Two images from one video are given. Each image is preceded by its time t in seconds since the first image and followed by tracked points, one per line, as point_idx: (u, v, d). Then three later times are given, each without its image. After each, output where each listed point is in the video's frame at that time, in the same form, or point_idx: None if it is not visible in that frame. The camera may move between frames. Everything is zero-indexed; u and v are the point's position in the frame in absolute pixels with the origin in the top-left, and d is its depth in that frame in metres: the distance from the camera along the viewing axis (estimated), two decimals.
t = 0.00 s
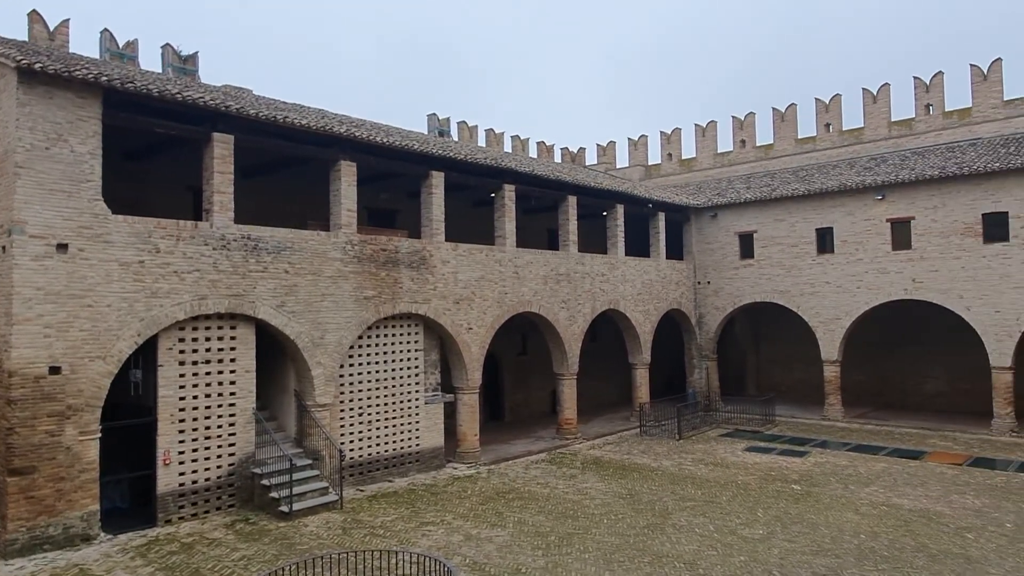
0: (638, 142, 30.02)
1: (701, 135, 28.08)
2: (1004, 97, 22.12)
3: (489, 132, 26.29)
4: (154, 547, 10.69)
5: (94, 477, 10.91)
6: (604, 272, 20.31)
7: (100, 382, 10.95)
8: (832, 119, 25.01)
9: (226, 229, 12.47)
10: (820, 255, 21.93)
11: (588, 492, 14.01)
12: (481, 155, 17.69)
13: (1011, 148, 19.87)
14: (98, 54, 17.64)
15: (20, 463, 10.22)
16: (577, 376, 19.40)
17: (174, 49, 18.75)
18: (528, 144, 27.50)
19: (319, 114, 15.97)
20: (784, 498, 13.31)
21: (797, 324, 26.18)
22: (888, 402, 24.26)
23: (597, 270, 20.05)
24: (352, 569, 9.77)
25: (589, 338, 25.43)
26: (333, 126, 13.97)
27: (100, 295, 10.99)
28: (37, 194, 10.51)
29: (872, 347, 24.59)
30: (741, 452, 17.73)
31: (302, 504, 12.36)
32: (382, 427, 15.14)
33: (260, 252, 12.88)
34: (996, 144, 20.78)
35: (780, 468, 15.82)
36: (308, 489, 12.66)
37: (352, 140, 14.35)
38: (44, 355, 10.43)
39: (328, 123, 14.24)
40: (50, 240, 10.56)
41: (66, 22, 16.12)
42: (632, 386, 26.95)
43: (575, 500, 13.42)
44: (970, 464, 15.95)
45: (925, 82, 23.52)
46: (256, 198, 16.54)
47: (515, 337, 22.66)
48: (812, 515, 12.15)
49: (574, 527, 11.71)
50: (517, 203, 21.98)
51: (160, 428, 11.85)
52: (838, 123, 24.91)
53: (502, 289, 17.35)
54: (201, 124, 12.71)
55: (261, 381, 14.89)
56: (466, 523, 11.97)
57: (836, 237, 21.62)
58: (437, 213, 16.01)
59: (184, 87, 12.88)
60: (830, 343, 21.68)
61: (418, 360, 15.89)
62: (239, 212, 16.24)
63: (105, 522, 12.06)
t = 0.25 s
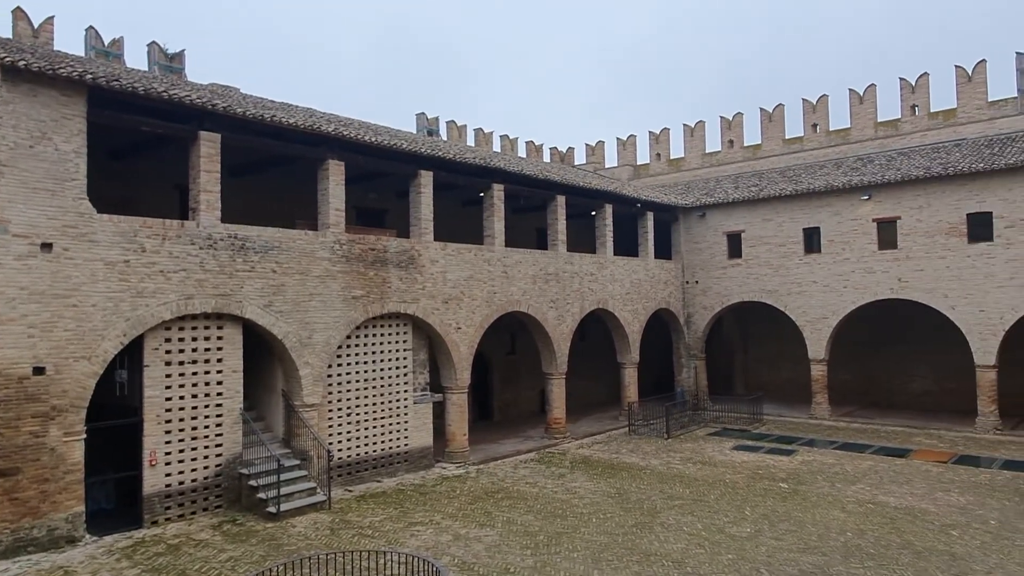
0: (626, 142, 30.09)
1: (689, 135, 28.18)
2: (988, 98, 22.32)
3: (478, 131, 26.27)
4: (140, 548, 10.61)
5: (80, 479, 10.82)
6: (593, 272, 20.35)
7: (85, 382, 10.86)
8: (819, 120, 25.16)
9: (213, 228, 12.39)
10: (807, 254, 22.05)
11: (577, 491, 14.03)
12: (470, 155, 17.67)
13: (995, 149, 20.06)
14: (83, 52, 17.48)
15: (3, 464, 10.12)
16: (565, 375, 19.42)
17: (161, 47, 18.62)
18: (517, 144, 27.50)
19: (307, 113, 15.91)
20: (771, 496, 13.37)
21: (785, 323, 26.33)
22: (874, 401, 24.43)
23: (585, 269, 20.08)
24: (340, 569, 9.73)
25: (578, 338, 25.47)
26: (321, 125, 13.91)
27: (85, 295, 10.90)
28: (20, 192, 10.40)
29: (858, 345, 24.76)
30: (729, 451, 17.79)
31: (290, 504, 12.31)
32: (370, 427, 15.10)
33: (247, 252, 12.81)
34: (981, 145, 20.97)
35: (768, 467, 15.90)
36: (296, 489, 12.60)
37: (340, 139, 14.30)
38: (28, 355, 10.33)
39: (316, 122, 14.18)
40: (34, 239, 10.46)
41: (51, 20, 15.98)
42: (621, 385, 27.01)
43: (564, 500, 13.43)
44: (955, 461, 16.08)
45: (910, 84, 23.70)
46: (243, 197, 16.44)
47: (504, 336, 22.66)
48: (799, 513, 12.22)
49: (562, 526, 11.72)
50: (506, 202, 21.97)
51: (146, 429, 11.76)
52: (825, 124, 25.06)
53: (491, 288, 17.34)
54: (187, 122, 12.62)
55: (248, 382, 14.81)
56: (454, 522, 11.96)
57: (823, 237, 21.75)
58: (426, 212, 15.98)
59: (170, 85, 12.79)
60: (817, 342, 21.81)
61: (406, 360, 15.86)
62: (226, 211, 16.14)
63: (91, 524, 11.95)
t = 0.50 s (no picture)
0: (612, 142, 30.17)
1: (674, 135, 28.31)
2: (968, 100, 22.58)
3: (463, 131, 26.24)
4: (122, 551, 10.51)
5: (60, 481, 10.69)
6: (578, 272, 20.39)
7: (66, 383, 10.73)
8: (803, 121, 25.35)
9: (196, 227, 12.29)
10: (791, 254, 22.21)
11: (563, 491, 14.05)
12: (456, 154, 17.65)
13: (975, 151, 20.30)
14: (64, 49, 17.28)
15: None
16: (551, 375, 19.45)
17: (143, 44, 18.44)
18: (503, 144, 27.50)
19: (291, 112, 15.81)
20: (755, 495, 13.46)
21: (769, 323, 26.52)
22: (856, 399, 24.67)
23: (571, 269, 20.11)
24: (324, 571, 9.69)
25: (564, 338, 25.51)
26: (306, 124, 13.84)
27: (66, 295, 10.77)
28: None
29: (841, 345, 24.99)
30: (714, 450, 17.90)
31: (274, 505, 12.24)
32: (355, 427, 15.05)
33: (231, 252, 12.72)
34: (961, 147, 21.22)
35: (752, 465, 16.01)
36: (280, 490, 12.53)
37: (325, 139, 14.23)
38: (7, 356, 10.19)
39: (301, 121, 14.11)
40: (13, 238, 10.33)
41: (31, 16, 15.78)
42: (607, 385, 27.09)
43: (550, 499, 13.44)
44: (936, 459, 16.26)
45: (893, 85, 23.94)
46: (227, 196, 16.33)
47: (489, 336, 22.65)
48: (783, 511, 12.31)
49: (548, 526, 11.74)
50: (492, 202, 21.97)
51: (128, 430, 11.65)
52: (809, 125, 25.26)
53: (477, 288, 17.33)
54: (170, 121, 12.51)
55: (233, 382, 14.72)
56: (440, 523, 11.94)
57: (806, 237, 21.91)
58: (412, 212, 15.94)
59: (152, 83, 12.67)
60: (801, 342, 21.98)
61: (392, 360, 15.82)
62: (209, 210, 16.01)
63: (71, 526, 11.82)
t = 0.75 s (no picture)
0: (597, 143, 30.24)
1: (659, 136, 28.42)
2: (948, 102, 22.85)
3: (449, 130, 26.19)
4: (101, 553, 10.40)
5: (39, 483, 10.56)
6: (563, 272, 20.42)
7: (45, 384, 10.60)
8: (786, 122, 25.54)
9: (178, 226, 12.18)
10: (774, 255, 22.37)
11: (548, 490, 14.07)
12: (441, 154, 17.61)
13: (954, 152, 20.55)
14: (43, 46, 17.06)
15: None
16: (536, 375, 19.47)
17: (124, 41, 18.25)
18: (488, 143, 27.48)
19: (274, 110, 15.71)
20: (739, 493, 13.55)
21: (752, 322, 26.70)
22: (838, 398, 24.90)
23: (556, 268, 20.14)
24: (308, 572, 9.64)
25: (548, 337, 25.54)
26: (290, 123, 13.75)
27: (45, 294, 10.64)
28: None
29: (824, 344, 25.20)
30: (698, 449, 17.99)
31: (257, 507, 12.16)
32: (339, 427, 14.98)
33: (213, 251, 12.62)
34: (941, 148, 21.48)
35: (735, 464, 16.10)
36: (263, 491, 12.45)
37: (309, 137, 14.15)
38: None
39: (284, 119, 14.01)
40: None
41: (9, 12, 15.57)
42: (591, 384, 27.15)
43: (535, 499, 13.46)
44: (916, 457, 16.45)
45: (874, 87, 24.17)
46: (209, 195, 16.20)
47: (474, 336, 22.62)
48: (765, 509, 12.39)
49: (532, 525, 11.75)
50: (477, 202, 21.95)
51: (108, 431, 11.52)
52: (792, 126, 25.45)
53: (461, 288, 17.30)
54: (151, 119, 12.38)
55: (215, 382, 14.60)
56: (424, 523, 11.92)
57: (789, 237, 22.08)
58: (396, 211, 15.89)
59: (133, 80, 12.54)
60: (784, 341, 22.15)
61: (376, 359, 15.76)
62: (191, 209, 15.88)
63: (50, 529, 11.67)
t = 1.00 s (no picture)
0: (576, 143, 30.31)
1: (638, 136, 28.55)
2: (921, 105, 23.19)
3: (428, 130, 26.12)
4: (74, 557, 10.23)
5: (9, 486, 10.35)
6: (542, 271, 20.44)
7: (15, 385, 10.40)
8: (763, 123, 25.78)
9: (152, 225, 12.02)
10: (751, 254, 22.56)
11: (527, 490, 14.07)
12: (420, 153, 17.55)
13: (927, 154, 20.87)
14: (14, 41, 16.75)
15: None
16: (516, 374, 19.47)
17: (97, 37, 17.96)
18: (468, 143, 27.43)
19: (251, 108, 15.55)
20: (716, 491, 13.65)
21: (729, 321, 26.93)
22: (815, 396, 25.18)
23: (535, 268, 20.16)
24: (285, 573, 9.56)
25: (528, 337, 25.54)
26: (267, 121, 13.62)
27: (15, 294, 10.44)
28: None
29: (800, 342, 25.47)
30: (676, 447, 18.10)
31: (233, 508, 12.03)
32: (317, 428, 14.87)
33: (189, 250, 12.47)
34: (914, 150, 21.80)
35: (713, 462, 16.22)
36: (240, 492, 12.32)
37: (287, 136, 14.03)
38: None
39: (261, 117, 13.88)
40: None
41: None
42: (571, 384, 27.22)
43: (514, 498, 13.45)
44: (890, 454, 16.68)
45: (849, 89, 24.47)
46: (185, 194, 16.00)
47: (454, 336, 22.57)
48: (742, 507, 12.49)
49: (511, 525, 11.74)
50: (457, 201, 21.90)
51: (81, 433, 11.33)
52: (769, 127, 25.70)
53: (441, 287, 17.25)
54: (125, 115, 12.20)
55: (190, 383, 14.42)
56: (403, 523, 11.87)
57: (766, 237, 22.28)
58: (375, 210, 15.80)
59: (106, 77, 12.34)
60: (761, 340, 22.35)
61: (354, 359, 15.67)
62: (166, 208, 15.67)
63: (21, 533, 11.45)
